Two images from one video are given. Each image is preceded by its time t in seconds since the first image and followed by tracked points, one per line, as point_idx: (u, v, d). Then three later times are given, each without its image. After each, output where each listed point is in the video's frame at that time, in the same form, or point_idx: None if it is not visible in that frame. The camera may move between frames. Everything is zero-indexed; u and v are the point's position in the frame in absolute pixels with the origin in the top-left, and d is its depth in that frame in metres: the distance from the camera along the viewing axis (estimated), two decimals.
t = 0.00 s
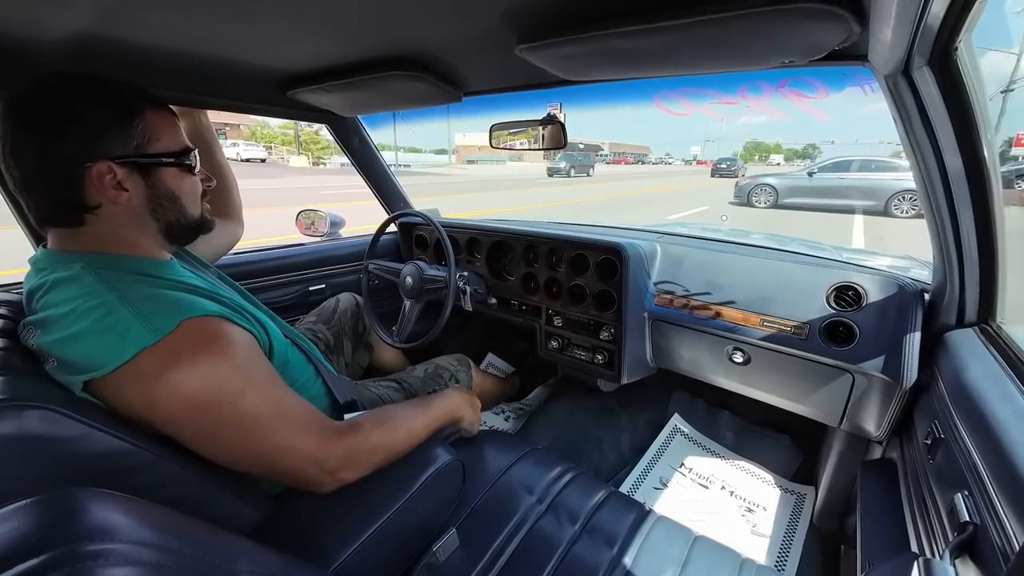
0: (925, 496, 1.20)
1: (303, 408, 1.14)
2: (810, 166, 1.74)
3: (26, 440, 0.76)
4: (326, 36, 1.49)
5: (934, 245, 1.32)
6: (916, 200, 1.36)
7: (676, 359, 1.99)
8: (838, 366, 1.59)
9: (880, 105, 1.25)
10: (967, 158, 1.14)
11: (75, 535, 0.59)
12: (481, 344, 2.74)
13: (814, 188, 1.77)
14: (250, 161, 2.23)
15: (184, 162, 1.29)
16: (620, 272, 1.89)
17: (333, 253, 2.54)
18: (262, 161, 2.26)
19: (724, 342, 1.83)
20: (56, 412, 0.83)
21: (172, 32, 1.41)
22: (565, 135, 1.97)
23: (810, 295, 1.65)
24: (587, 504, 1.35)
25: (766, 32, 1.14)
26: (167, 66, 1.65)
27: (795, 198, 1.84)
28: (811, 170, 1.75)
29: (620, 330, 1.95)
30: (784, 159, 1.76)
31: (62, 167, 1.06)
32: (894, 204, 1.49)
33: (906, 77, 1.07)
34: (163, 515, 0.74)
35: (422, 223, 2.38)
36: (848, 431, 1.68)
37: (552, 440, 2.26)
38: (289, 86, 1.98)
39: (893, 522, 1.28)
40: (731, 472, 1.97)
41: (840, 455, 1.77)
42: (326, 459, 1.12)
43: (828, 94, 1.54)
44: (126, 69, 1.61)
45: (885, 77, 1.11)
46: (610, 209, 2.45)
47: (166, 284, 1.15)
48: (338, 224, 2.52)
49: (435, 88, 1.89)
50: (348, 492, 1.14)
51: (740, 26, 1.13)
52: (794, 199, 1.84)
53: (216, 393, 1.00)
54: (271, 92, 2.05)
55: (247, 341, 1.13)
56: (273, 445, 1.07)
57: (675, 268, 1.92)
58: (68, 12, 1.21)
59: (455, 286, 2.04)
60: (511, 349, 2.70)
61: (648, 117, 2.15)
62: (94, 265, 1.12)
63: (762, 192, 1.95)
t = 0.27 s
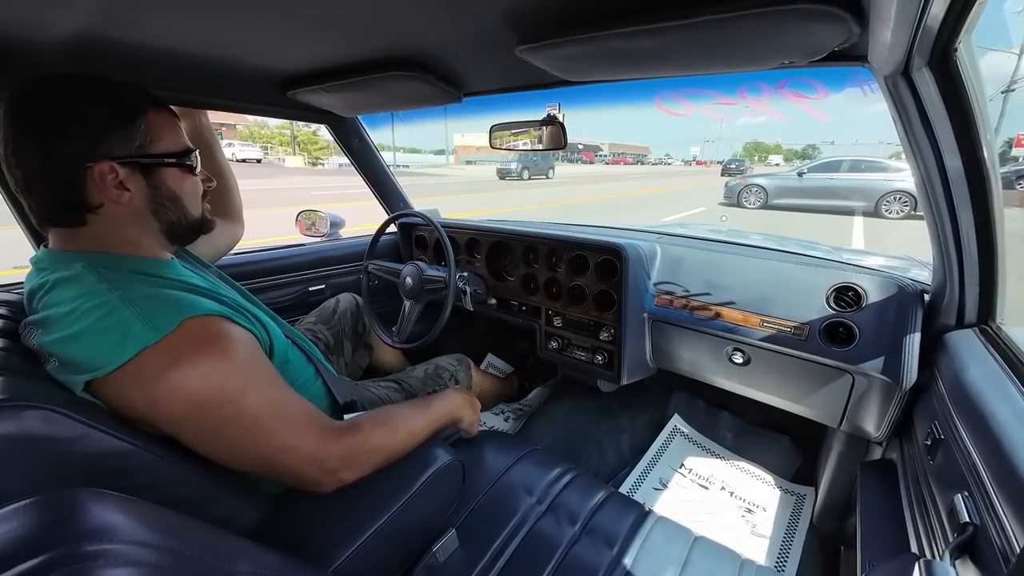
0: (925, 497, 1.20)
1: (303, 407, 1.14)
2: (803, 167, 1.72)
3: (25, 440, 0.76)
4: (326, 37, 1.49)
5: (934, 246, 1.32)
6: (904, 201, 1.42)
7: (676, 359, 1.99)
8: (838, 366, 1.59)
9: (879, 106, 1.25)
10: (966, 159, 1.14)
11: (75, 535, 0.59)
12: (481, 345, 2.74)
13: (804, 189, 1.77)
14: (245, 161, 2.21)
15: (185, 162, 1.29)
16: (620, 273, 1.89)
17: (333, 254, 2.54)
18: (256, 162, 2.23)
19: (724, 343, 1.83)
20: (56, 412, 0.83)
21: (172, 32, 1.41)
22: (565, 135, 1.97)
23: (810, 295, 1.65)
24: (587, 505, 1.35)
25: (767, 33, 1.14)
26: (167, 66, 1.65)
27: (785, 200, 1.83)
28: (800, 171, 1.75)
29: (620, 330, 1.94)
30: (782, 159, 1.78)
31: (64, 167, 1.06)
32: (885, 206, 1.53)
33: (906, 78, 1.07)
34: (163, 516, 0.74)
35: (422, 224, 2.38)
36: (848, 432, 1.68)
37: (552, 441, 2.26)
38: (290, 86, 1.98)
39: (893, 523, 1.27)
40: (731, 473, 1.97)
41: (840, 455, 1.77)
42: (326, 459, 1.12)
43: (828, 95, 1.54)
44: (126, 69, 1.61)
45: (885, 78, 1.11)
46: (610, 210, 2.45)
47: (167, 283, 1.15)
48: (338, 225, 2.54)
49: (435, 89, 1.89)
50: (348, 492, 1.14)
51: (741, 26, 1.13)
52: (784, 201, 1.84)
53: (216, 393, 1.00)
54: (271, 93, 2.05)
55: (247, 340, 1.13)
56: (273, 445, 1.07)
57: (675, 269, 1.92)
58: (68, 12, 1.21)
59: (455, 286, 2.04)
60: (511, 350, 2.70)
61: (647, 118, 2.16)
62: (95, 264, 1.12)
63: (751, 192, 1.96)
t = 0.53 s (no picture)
0: (925, 497, 1.20)
1: (303, 408, 1.14)
2: (794, 167, 1.79)
3: (25, 440, 0.76)
4: (327, 37, 1.49)
5: (934, 247, 1.32)
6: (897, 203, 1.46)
7: (676, 360, 1.99)
8: (837, 367, 1.59)
9: (879, 106, 1.25)
10: (966, 159, 1.14)
11: (74, 535, 0.59)
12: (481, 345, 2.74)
13: (794, 189, 1.83)
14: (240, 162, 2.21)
15: (186, 162, 1.29)
16: (620, 273, 1.89)
17: (333, 254, 2.54)
18: (251, 162, 2.23)
19: (724, 343, 1.83)
20: (56, 412, 0.83)
21: (173, 32, 1.41)
22: (565, 136, 1.97)
23: (810, 296, 1.65)
24: (587, 506, 1.35)
25: (767, 34, 1.14)
26: (167, 66, 1.65)
27: (775, 200, 1.88)
28: (791, 171, 1.81)
29: (620, 331, 1.94)
30: (782, 159, 1.81)
31: (65, 167, 1.06)
32: (876, 205, 1.58)
33: (905, 79, 1.07)
34: (162, 516, 0.74)
35: (422, 224, 2.38)
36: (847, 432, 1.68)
37: (552, 441, 2.26)
38: (290, 86, 1.98)
39: (893, 524, 1.27)
40: (731, 474, 1.97)
41: (840, 456, 1.77)
42: (326, 459, 1.12)
43: (828, 96, 1.54)
44: (126, 69, 1.61)
45: (885, 79, 1.11)
46: (610, 210, 2.45)
47: (167, 283, 1.15)
48: (338, 225, 2.55)
49: (435, 89, 1.89)
50: (347, 493, 1.14)
51: (741, 27, 1.13)
52: (774, 201, 1.89)
53: (216, 393, 1.00)
54: (271, 93, 2.05)
55: (247, 340, 1.13)
56: (272, 445, 1.07)
57: (675, 269, 1.92)
58: (69, 12, 1.21)
59: (455, 287, 2.04)
60: (511, 350, 2.70)
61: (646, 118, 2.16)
62: (96, 264, 1.12)
63: (742, 192, 2.01)
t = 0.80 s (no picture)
0: (925, 498, 1.20)
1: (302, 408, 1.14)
2: (788, 168, 1.83)
3: (24, 440, 0.76)
4: (327, 37, 1.49)
5: (934, 248, 1.32)
6: (893, 204, 1.50)
7: (676, 360, 1.99)
8: (837, 368, 1.59)
9: (879, 107, 1.25)
10: (966, 160, 1.14)
11: (73, 535, 0.59)
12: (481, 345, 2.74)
13: (789, 189, 1.88)
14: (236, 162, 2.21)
15: (189, 163, 1.30)
16: (621, 273, 1.89)
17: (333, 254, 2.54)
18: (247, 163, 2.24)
19: (724, 344, 1.83)
20: (55, 412, 0.83)
21: (173, 32, 1.41)
22: (565, 136, 1.97)
23: (810, 296, 1.65)
24: (586, 506, 1.35)
25: (767, 35, 1.14)
26: (167, 66, 1.65)
27: (769, 201, 1.94)
28: (786, 172, 1.85)
29: (620, 331, 1.94)
30: (782, 160, 1.82)
31: (69, 166, 1.06)
32: (872, 207, 1.63)
33: (906, 80, 1.07)
34: (162, 516, 0.74)
35: (423, 224, 2.38)
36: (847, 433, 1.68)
37: (551, 441, 2.26)
38: (290, 86, 1.98)
39: (892, 525, 1.27)
40: (730, 474, 1.97)
41: (840, 457, 1.77)
42: (325, 459, 1.12)
43: (828, 96, 1.54)
44: (125, 69, 1.61)
45: (885, 80, 1.11)
46: (611, 211, 2.46)
47: (167, 283, 1.15)
48: (338, 225, 2.54)
49: (435, 89, 1.89)
50: (347, 493, 1.14)
51: (741, 27, 1.13)
52: (769, 202, 1.94)
53: (215, 393, 1.00)
54: (271, 93, 2.05)
55: (247, 341, 1.13)
56: (271, 445, 1.07)
57: (675, 269, 1.91)
58: (69, 12, 1.21)
59: (455, 287, 2.04)
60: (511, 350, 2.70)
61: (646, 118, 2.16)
62: (95, 264, 1.12)
63: (738, 193, 2.09)
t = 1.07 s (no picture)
0: (925, 498, 1.20)
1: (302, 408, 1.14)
2: (784, 169, 1.83)
3: (24, 440, 0.76)
4: (326, 37, 1.49)
5: (935, 248, 1.32)
6: (892, 207, 1.50)
7: (676, 360, 1.99)
8: (837, 368, 1.59)
9: (879, 106, 1.25)
10: (967, 160, 1.14)
11: (73, 535, 0.59)
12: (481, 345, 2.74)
13: (786, 190, 1.86)
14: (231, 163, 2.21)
15: (176, 157, 1.29)
16: (620, 273, 1.89)
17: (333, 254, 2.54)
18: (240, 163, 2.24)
19: (724, 344, 1.83)
20: (55, 412, 0.83)
21: (173, 32, 1.41)
22: (565, 137, 1.97)
23: (809, 296, 1.65)
24: (586, 506, 1.35)
25: (767, 34, 1.14)
26: (167, 66, 1.65)
27: (767, 203, 1.93)
28: (784, 173, 1.84)
29: (620, 331, 1.94)
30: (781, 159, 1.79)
31: (56, 166, 1.08)
32: (872, 209, 1.63)
33: (906, 79, 1.07)
34: (162, 516, 0.74)
35: (423, 224, 2.38)
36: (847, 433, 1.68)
37: (551, 441, 2.26)
38: (290, 86, 1.98)
39: (893, 525, 1.27)
40: (730, 474, 1.97)
41: (840, 457, 1.77)
42: (325, 459, 1.12)
43: (828, 96, 1.54)
44: (125, 69, 1.61)
45: (885, 79, 1.10)
46: (611, 210, 2.46)
47: (165, 284, 1.15)
48: (338, 224, 2.54)
49: (435, 89, 1.89)
50: (347, 492, 1.14)
51: (740, 27, 1.13)
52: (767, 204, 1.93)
53: (214, 394, 1.00)
54: (271, 93, 2.05)
55: (245, 341, 1.13)
56: (271, 445, 1.07)
57: (675, 269, 1.91)
58: (69, 12, 1.21)
59: (455, 287, 2.04)
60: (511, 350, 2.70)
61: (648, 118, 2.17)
62: (93, 265, 1.12)
63: (734, 195, 2.07)
